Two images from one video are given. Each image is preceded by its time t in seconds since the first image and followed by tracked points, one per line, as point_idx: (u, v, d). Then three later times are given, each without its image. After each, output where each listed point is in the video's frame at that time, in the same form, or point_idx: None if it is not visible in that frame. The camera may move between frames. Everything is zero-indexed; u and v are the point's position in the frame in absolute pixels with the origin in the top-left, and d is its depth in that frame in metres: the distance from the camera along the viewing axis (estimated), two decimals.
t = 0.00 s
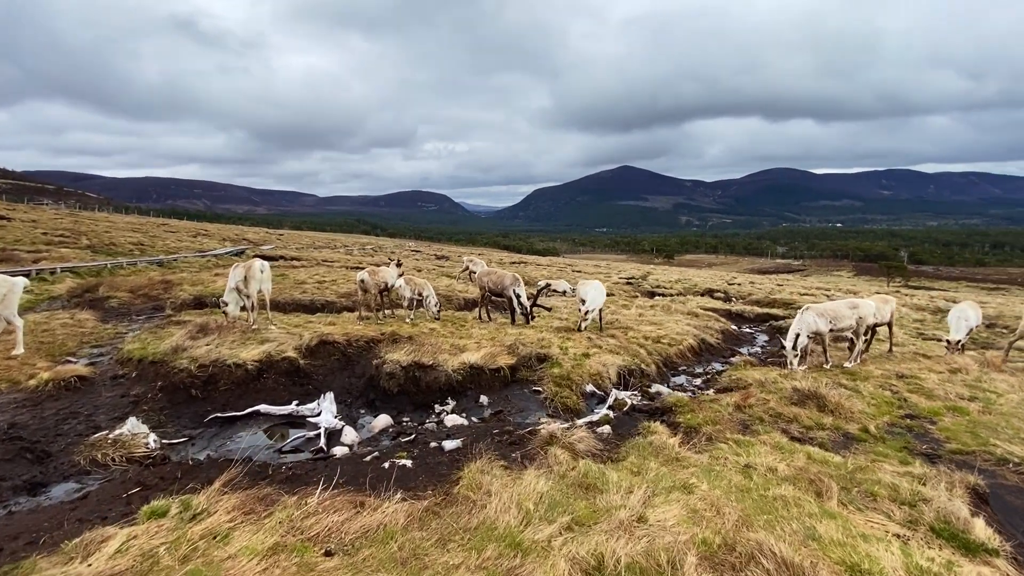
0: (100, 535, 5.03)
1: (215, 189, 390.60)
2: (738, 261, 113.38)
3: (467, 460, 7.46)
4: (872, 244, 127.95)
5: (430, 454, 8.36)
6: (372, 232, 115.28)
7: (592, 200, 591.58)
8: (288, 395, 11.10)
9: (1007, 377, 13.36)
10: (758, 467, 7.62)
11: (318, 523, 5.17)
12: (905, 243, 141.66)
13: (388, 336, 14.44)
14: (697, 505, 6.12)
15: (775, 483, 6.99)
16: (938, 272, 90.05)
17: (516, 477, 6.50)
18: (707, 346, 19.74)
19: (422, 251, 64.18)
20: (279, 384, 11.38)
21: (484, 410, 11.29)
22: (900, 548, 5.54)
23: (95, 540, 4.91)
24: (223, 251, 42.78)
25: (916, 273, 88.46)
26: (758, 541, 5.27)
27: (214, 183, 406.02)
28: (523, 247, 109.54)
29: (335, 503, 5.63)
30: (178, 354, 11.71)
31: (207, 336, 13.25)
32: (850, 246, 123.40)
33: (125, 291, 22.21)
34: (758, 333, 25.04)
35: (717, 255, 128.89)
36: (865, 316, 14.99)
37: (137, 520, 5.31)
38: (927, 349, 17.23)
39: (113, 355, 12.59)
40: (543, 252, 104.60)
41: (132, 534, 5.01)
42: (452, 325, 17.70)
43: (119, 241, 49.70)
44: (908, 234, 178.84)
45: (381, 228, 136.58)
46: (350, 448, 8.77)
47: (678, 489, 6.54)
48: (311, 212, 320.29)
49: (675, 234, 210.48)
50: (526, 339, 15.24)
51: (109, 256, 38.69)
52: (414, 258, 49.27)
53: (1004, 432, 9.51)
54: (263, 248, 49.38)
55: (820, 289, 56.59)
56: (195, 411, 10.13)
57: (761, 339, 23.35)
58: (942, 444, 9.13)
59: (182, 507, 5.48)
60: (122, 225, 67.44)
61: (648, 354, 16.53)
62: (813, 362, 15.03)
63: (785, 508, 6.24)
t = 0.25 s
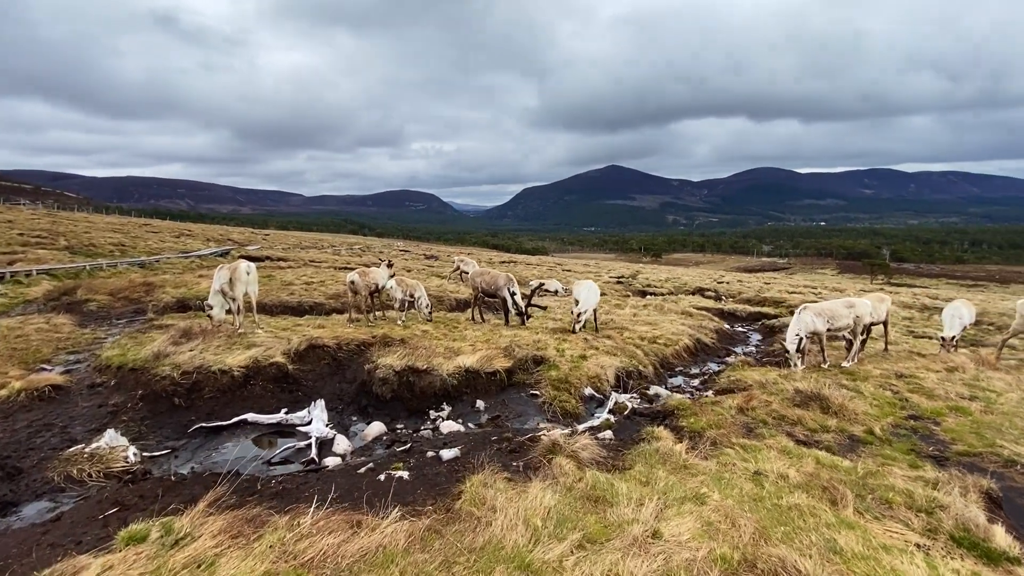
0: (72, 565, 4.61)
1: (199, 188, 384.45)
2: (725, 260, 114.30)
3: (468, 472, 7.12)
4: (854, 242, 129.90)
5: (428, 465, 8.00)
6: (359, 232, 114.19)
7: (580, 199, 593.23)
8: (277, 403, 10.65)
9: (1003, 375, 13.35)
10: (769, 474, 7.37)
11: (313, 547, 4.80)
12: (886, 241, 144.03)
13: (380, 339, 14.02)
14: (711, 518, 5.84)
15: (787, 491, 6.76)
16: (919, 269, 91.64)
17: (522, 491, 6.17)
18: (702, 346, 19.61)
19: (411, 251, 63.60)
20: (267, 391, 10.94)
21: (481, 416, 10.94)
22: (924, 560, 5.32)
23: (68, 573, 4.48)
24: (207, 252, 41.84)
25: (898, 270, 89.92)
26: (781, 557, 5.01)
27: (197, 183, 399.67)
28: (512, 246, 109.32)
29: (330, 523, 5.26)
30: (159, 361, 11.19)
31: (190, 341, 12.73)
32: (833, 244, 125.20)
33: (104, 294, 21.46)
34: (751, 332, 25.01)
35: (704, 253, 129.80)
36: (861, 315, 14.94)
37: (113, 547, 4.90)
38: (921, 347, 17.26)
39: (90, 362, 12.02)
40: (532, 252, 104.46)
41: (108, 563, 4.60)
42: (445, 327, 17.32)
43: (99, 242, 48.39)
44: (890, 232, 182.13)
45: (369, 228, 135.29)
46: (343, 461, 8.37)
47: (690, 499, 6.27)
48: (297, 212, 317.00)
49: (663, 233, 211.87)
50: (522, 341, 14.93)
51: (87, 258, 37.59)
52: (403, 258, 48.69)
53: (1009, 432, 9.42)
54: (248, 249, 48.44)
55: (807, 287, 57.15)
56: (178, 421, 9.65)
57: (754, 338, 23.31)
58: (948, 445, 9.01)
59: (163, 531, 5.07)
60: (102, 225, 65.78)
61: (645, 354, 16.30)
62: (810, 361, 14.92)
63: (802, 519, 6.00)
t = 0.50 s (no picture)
0: None
1: (180, 188, 377.72)
2: (711, 259, 115.23)
3: (467, 483, 6.77)
4: (836, 241, 131.96)
5: (423, 475, 7.64)
6: (346, 233, 112.89)
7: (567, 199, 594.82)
8: (263, 410, 10.19)
9: (997, 373, 13.37)
10: (778, 479, 7.14)
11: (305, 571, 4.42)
12: (867, 240, 146.51)
13: (369, 342, 13.58)
14: (725, 529, 5.57)
15: (799, 498, 6.53)
16: (900, 267, 93.25)
17: (526, 503, 5.84)
18: (695, 345, 19.48)
19: (398, 251, 62.92)
20: (251, 398, 10.47)
21: (476, 421, 10.59)
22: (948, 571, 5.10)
23: None
24: (189, 253, 40.80)
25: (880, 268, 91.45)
26: (803, 573, 4.75)
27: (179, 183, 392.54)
28: (500, 246, 108.99)
29: (322, 545, 4.88)
30: (137, 367, 10.65)
31: (170, 346, 12.18)
32: (815, 243, 127.01)
33: (80, 297, 20.67)
34: (742, 331, 24.99)
35: (689, 252, 130.98)
36: (857, 314, 14.90)
37: None
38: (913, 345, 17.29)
39: (63, 369, 11.41)
40: (520, 252, 104.23)
41: None
42: (435, 329, 16.92)
43: (76, 243, 47.03)
44: (870, 231, 185.46)
45: (355, 228, 133.95)
46: (334, 472, 7.97)
47: (702, 510, 6.00)
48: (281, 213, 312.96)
49: (649, 233, 213.16)
50: (516, 343, 14.60)
51: (64, 260, 36.42)
52: (391, 259, 48.09)
53: (1011, 432, 9.34)
54: (232, 250, 47.42)
55: (793, 285, 57.68)
56: (157, 431, 9.15)
57: (746, 338, 23.27)
58: (952, 446, 8.89)
59: (139, 557, 4.66)
60: (78, 226, 63.94)
61: (640, 355, 16.08)
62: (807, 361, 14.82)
63: (818, 529, 5.76)
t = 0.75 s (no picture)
0: None
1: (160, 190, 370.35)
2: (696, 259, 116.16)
3: (466, 498, 6.38)
4: (817, 241, 134.07)
5: (419, 489, 7.22)
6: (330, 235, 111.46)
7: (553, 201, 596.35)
8: (246, 421, 9.68)
9: (991, 372, 13.35)
10: (790, 486, 6.87)
11: None
12: (847, 240, 149.11)
13: (357, 347, 13.09)
14: (743, 544, 5.26)
15: (814, 507, 6.26)
16: (880, 267, 94.97)
17: (533, 520, 5.48)
18: (689, 346, 19.30)
19: (384, 253, 62.17)
20: (234, 408, 9.95)
21: (471, 428, 10.19)
22: None
23: None
24: (169, 256, 39.70)
25: (861, 268, 93.00)
26: None
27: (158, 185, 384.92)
28: (487, 248, 108.58)
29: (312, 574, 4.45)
30: (111, 376, 10.06)
31: (147, 353, 11.59)
32: (797, 244, 128.88)
33: (52, 302, 19.80)
34: (733, 331, 24.93)
35: (675, 253, 131.92)
36: (853, 314, 14.85)
37: None
38: (905, 345, 17.30)
39: (31, 379, 10.75)
40: (507, 253, 103.95)
41: None
42: (426, 332, 16.47)
43: (49, 246, 45.51)
44: (850, 231, 188.92)
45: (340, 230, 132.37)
46: (324, 485, 7.52)
47: (716, 523, 5.68)
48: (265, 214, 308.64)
49: (635, 234, 214.41)
50: (509, 346, 14.23)
51: (36, 264, 35.12)
52: (377, 261, 47.43)
53: (1015, 432, 9.21)
54: (213, 252, 46.31)
55: (777, 285, 58.25)
56: (132, 445, 8.60)
57: (738, 338, 23.20)
58: (958, 447, 8.72)
59: None
60: (52, 229, 62.01)
61: (635, 357, 15.81)
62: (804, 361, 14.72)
63: (838, 541, 5.48)
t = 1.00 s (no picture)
0: None
1: (138, 191, 362.44)
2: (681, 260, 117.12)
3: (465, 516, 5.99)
4: (799, 242, 136.15)
5: (412, 505, 6.81)
6: (314, 237, 109.97)
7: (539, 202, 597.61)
8: (227, 433, 9.17)
9: (985, 372, 13.35)
10: (801, 496, 6.61)
11: None
12: (827, 240, 151.81)
13: (344, 352, 12.58)
14: (761, 563, 4.97)
15: (828, 519, 6.00)
16: (859, 267, 96.74)
17: (538, 540, 5.13)
18: (681, 348, 19.12)
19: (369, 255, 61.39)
20: (213, 419, 9.42)
21: (464, 437, 9.78)
22: None
23: None
24: (147, 259, 38.55)
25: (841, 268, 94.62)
26: None
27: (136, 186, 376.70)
28: (473, 249, 108.08)
29: None
30: (80, 387, 9.46)
31: (121, 361, 10.97)
32: (778, 244, 130.78)
33: (21, 307, 18.90)
34: (724, 332, 24.88)
35: (659, 254, 132.89)
36: (848, 315, 14.80)
37: None
38: (895, 345, 17.31)
39: None
40: (494, 255, 103.59)
41: None
42: (415, 336, 16.03)
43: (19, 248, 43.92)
44: (830, 232, 192.46)
45: (324, 232, 130.66)
46: (310, 503, 7.07)
47: (731, 539, 5.38)
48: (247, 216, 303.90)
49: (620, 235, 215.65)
50: (501, 350, 13.86)
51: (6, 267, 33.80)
52: (363, 263, 46.72)
53: (1017, 434, 9.12)
54: (193, 254, 45.12)
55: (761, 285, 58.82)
56: (103, 462, 8.05)
57: (729, 339, 23.13)
58: (962, 451, 8.59)
59: None
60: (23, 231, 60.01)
61: (629, 359, 15.55)
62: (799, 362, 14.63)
63: (858, 556, 5.23)
